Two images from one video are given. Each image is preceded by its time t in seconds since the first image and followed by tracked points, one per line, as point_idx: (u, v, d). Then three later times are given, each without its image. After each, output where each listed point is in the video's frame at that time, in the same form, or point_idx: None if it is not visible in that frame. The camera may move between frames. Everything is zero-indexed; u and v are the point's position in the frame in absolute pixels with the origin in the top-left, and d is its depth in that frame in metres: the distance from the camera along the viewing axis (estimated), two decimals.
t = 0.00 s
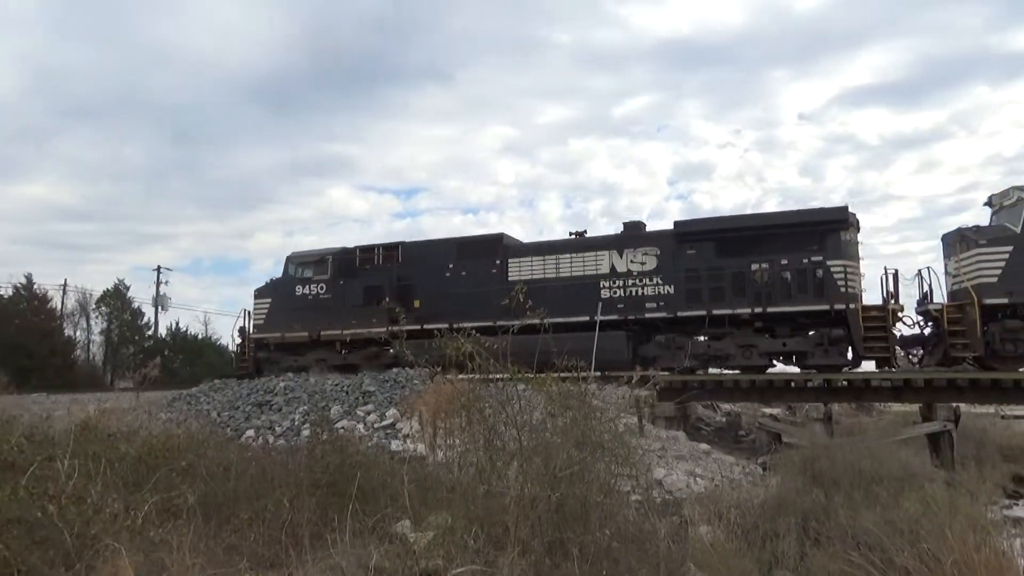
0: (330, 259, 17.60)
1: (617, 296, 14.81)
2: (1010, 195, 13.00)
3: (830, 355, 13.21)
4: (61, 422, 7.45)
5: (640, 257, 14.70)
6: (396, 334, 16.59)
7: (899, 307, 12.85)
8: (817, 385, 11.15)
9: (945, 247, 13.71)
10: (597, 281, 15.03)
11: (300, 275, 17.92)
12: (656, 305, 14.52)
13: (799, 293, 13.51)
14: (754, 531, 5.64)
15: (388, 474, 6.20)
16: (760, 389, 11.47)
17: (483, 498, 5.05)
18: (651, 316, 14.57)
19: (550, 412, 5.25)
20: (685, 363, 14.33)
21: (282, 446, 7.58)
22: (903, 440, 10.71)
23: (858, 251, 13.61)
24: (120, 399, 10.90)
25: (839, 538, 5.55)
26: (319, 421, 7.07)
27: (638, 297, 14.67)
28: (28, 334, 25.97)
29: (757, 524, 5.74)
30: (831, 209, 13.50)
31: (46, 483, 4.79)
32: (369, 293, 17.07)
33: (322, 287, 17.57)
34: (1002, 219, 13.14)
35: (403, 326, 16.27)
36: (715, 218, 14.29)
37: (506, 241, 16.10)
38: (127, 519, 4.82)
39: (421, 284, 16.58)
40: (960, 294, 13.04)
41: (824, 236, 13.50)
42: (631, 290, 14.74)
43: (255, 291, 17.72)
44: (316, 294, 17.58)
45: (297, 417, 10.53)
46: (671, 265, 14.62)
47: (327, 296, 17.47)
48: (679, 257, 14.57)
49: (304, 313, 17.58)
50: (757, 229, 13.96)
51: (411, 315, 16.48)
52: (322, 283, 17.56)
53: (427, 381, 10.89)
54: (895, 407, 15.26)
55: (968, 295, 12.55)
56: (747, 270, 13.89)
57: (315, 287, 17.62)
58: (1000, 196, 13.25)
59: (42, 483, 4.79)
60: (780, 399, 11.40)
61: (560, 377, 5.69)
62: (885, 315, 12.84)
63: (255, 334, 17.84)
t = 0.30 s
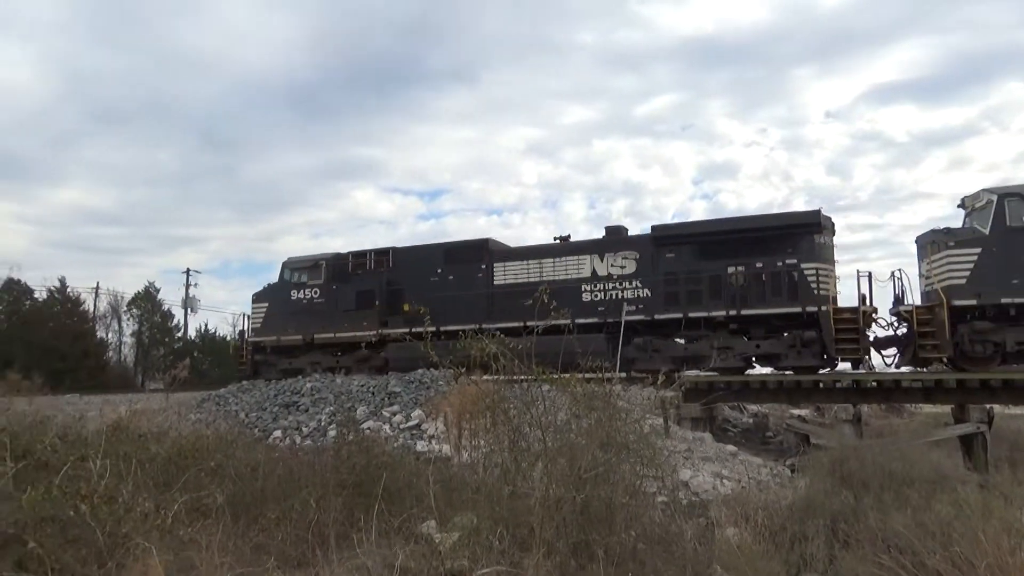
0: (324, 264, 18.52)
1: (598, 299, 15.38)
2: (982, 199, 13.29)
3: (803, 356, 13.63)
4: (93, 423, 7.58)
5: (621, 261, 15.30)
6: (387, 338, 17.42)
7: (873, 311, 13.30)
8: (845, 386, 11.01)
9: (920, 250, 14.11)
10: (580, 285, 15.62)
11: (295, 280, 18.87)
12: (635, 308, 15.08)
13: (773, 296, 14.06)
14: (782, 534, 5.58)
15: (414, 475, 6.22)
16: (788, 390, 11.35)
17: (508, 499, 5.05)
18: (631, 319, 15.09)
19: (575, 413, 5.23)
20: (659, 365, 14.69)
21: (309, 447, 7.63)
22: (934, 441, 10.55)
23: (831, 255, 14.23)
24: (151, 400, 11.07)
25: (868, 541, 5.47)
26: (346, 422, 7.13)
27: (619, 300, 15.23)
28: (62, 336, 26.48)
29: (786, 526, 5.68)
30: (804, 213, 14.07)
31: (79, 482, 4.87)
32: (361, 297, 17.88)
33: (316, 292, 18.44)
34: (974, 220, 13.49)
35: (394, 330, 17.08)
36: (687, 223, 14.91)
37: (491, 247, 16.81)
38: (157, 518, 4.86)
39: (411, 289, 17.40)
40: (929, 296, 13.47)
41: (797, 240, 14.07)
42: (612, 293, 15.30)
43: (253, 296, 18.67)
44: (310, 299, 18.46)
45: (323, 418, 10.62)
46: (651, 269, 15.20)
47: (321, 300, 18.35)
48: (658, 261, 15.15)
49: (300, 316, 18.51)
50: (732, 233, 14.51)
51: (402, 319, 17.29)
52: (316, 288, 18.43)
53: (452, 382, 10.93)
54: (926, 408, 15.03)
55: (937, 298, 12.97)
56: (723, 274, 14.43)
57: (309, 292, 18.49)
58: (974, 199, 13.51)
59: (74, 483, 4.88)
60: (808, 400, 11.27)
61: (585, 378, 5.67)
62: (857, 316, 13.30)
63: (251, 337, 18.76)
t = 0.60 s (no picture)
0: (314, 270, 18.92)
1: (575, 303, 15.57)
2: (946, 203, 13.40)
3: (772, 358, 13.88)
4: (117, 424, 7.67)
5: (598, 265, 15.47)
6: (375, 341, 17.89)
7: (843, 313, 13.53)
8: (869, 387, 10.88)
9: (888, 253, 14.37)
10: (558, 289, 15.82)
11: (286, 284, 19.31)
12: (612, 312, 15.28)
13: (744, 300, 14.26)
14: (806, 537, 5.53)
15: (434, 476, 6.23)
16: (811, 392, 11.23)
17: (528, 500, 5.06)
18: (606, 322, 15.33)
19: (595, 414, 5.20)
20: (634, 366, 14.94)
21: (330, 448, 7.66)
22: (960, 444, 10.40)
23: (802, 260, 14.47)
24: (174, 401, 11.17)
25: (894, 545, 5.40)
26: (366, 423, 7.16)
27: (595, 305, 15.42)
28: (88, 337, 26.85)
29: (809, 529, 5.62)
30: (774, 218, 14.32)
31: (105, 482, 4.93)
32: (350, 301, 18.30)
33: (307, 296, 18.93)
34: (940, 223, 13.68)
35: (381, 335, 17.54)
36: (684, 227, 15.02)
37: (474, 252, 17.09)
38: (181, 517, 4.91)
39: (398, 293, 17.71)
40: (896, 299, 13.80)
41: (768, 245, 14.29)
42: (589, 297, 15.48)
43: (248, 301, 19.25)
44: (301, 303, 18.96)
45: (344, 419, 10.66)
46: (626, 274, 15.41)
47: (312, 304, 18.81)
48: (633, 265, 15.35)
49: (291, 319, 18.98)
50: (705, 238, 14.72)
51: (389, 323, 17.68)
52: (307, 292, 18.91)
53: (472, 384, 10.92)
54: (951, 410, 14.84)
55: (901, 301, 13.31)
56: (696, 278, 14.62)
57: (300, 296, 18.99)
58: (940, 203, 13.60)
59: (100, 482, 4.94)
60: (831, 402, 11.14)
61: (605, 379, 5.64)
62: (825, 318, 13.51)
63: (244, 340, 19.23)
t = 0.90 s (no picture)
0: (292, 275, 19.35)
1: (542, 307, 15.91)
2: (895, 209, 13.75)
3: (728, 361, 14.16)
4: (126, 425, 7.71)
5: (563, 270, 15.79)
6: (351, 344, 18.27)
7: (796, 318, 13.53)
8: (877, 389, 10.84)
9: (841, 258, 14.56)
10: (525, 293, 16.17)
11: (264, 289, 19.72)
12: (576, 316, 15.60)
13: (703, 304, 14.53)
14: (813, 539, 5.51)
15: (441, 478, 6.24)
16: (818, 393, 11.20)
17: (535, 502, 5.06)
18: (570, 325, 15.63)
19: (602, 415, 5.19)
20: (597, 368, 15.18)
21: (337, 450, 7.68)
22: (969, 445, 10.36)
23: (757, 265, 14.74)
24: (181, 403, 11.19)
25: (901, 546, 5.39)
26: (373, 424, 7.17)
27: (561, 309, 15.74)
28: (96, 339, 26.95)
29: (817, 531, 5.60)
30: (731, 224, 14.61)
31: (113, 483, 4.95)
32: (326, 306, 18.67)
33: (285, 300, 19.30)
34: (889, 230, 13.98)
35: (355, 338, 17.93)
36: (645, 232, 15.31)
37: (446, 258, 17.45)
38: (189, 518, 4.92)
39: (372, 298, 18.14)
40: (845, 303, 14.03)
41: (726, 250, 14.57)
42: (555, 301, 15.81)
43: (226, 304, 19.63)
44: (278, 307, 19.32)
45: (351, 421, 10.69)
46: (590, 278, 15.69)
47: (289, 308, 19.17)
48: (596, 270, 15.63)
49: (268, 323, 19.33)
50: (664, 244, 15.03)
51: (364, 326, 18.07)
52: (285, 297, 19.30)
53: (479, 385, 10.93)
54: (960, 412, 14.78)
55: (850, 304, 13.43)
56: (657, 283, 14.90)
57: (278, 301, 19.36)
58: (889, 210, 13.94)
59: (109, 483, 4.96)
60: (839, 403, 11.10)
61: (613, 381, 5.64)
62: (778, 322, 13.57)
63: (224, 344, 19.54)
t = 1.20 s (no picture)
0: (261, 280, 19.73)
1: (500, 311, 16.23)
2: (832, 215, 13.87)
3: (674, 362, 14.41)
4: (122, 426, 7.70)
5: (520, 275, 16.09)
6: (317, 348, 18.57)
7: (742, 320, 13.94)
8: (873, 389, 10.86)
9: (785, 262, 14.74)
10: (484, 297, 16.48)
11: (234, 294, 20.11)
12: (533, 320, 15.89)
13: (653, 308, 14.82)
14: (809, 539, 5.52)
15: (438, 479, 6.23)
16: (814, 393, 11.22)
17: (532, 503, 5.05)
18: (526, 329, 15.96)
19: (599, 416, 5.20)
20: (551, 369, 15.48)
21: (334, 451, 7.67)
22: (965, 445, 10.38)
23: (707, 270, 15.01)
24: (178, 405, 11.14)
25: (898, 546, 5.39)
26: (370, 426, 7.17)
27: (517, 312, 16.04)
28: (92, 341, 26.90)
29: (814, 531, 5.60)
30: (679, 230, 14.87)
31: (109, 486, 4.93)
32: (294, 310, 19.01)
33: (254, 304, 19.65)
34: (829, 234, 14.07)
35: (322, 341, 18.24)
36: (597, 238, 15.59)
37: (410, 263, 17.78)
38: (185, 520, 4.90)
39: (338, 302, 18.45)
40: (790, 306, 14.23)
41: (675, 256, 14.84)
42: (512, 305, 16.12)
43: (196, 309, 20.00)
44: (247, 311, 19.67)
45: (347, 422, 10.68)
46: (546, 283, 15.99)
47: (258, 312, 19.52)
48: (552, 275, 15.94)
49: (238, 327, 19.68)
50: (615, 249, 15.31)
51: (330, 330, 18.38)
52: (254, 301, 19.65)
53: (476, 386, 10.93)
54: (956, 411, 14.82)
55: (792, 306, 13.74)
56: (609, 287, 15.18)
57: (247, 305, 19.72)
58: (829, 216, 14.04)
59: (105, 485, 4.95)
60: (835, 403, 11.12)
61: (610, 381, 5.66)
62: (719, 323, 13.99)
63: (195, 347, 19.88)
